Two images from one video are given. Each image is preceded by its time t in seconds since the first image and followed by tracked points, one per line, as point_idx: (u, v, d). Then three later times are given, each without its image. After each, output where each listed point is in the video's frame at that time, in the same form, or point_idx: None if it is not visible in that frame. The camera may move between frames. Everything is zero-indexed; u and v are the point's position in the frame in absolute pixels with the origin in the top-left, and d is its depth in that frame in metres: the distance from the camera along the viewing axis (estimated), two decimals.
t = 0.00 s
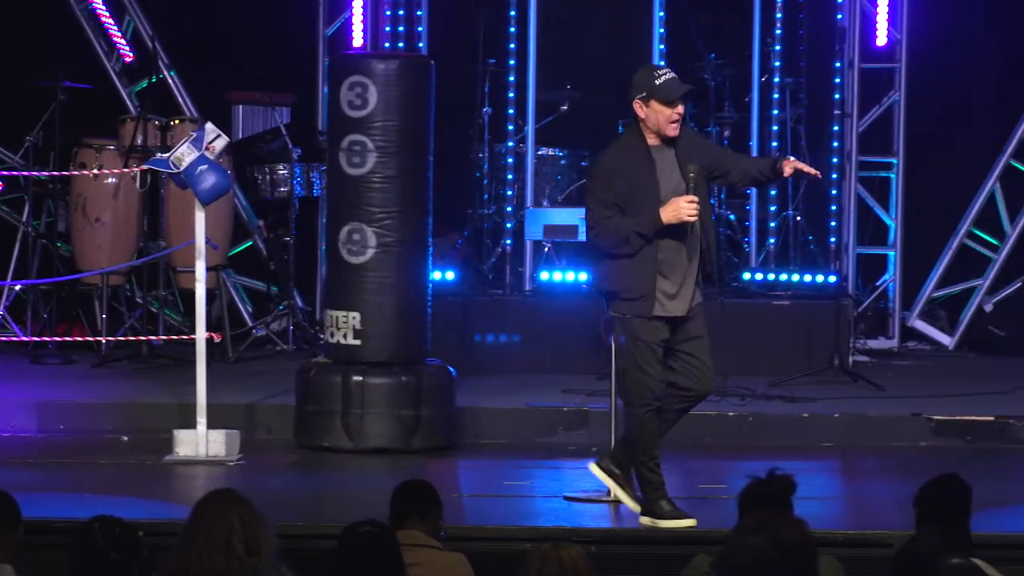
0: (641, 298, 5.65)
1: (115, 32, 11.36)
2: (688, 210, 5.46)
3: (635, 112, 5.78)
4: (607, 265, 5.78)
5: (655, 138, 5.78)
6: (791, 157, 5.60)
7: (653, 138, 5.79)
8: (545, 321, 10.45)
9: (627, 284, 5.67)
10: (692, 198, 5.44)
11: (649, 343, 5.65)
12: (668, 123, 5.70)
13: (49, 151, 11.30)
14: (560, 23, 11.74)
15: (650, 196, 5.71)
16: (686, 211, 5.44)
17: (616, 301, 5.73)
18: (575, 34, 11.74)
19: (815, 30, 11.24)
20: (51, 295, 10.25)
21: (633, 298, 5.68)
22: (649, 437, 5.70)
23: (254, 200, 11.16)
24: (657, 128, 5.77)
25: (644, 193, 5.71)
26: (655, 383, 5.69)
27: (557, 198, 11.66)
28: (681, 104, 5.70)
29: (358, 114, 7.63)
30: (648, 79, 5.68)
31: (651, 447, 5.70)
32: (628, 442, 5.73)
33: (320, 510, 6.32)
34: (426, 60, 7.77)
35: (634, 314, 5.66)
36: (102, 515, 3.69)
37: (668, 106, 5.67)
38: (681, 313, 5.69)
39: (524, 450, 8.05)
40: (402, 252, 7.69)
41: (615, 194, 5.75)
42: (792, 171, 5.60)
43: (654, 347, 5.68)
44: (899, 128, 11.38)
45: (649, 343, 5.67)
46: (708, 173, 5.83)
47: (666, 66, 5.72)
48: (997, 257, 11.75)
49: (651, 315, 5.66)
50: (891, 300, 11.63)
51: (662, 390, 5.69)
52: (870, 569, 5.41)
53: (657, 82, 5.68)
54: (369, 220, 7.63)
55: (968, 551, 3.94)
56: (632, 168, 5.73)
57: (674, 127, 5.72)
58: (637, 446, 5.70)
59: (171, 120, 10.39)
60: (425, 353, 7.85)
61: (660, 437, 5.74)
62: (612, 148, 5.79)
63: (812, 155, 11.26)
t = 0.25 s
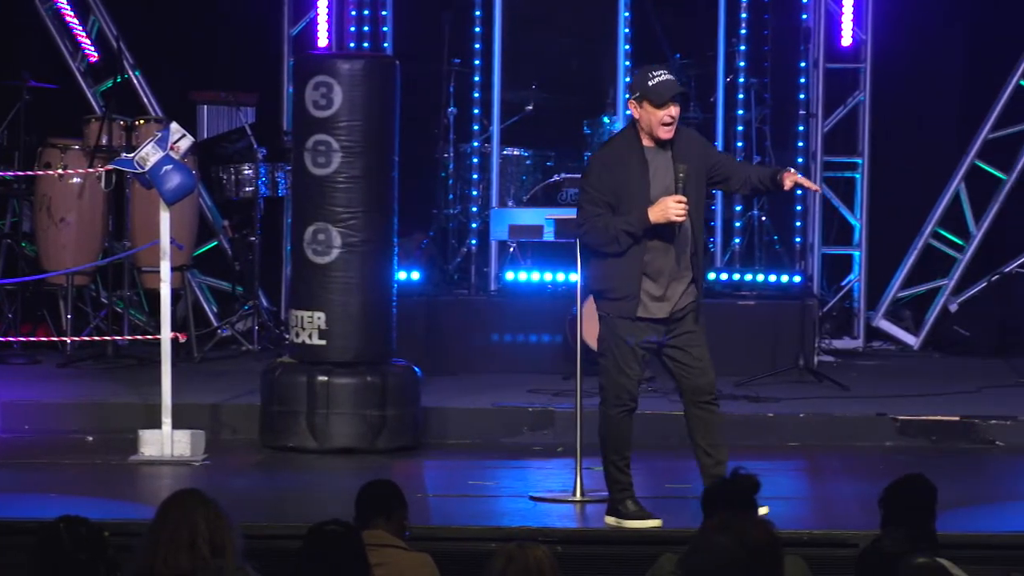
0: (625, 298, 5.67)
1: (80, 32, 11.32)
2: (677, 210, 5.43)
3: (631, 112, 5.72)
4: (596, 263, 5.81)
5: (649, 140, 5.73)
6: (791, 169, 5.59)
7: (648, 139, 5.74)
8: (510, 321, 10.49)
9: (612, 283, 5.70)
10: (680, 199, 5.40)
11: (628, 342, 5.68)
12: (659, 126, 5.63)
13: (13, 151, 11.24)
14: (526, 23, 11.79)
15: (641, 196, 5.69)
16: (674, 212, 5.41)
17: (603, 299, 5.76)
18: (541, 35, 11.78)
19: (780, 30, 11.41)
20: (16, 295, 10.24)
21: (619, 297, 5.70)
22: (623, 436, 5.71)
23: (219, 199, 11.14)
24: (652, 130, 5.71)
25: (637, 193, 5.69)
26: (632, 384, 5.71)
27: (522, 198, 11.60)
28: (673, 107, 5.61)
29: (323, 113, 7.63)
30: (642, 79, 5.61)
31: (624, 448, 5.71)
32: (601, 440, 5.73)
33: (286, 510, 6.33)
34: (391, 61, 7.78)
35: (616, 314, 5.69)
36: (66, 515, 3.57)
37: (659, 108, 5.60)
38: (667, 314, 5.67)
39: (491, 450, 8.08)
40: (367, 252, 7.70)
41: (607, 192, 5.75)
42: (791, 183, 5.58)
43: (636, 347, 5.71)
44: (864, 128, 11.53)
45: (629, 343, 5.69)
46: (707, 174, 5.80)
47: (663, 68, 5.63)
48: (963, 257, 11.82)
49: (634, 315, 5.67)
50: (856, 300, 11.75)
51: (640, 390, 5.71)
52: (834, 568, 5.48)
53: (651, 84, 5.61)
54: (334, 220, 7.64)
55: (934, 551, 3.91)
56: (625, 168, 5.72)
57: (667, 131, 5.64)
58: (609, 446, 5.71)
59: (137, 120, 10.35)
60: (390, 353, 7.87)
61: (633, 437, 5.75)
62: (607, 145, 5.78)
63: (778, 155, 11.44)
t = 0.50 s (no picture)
0: (620, 295, 5.72)
1: (46, 32, 11.27)
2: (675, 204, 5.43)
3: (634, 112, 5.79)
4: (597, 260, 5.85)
5: (649, 139, 5.78)
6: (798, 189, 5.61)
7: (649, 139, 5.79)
8: (477, 321, 10.52)
9: (609, 280, 5.75)
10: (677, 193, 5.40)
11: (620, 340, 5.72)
12: (655, 126, 5.67)
13: None
14: (493, 23, 11.81)
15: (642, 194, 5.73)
16: (670, 206, 5.40)
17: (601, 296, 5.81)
18: (508, 36, 11.82)
19: (747, 30, 11.49)
20: None
21: (615, 294, 5.74)
22: (605, 433, 5.75)
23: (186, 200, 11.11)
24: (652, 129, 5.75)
25: (638, 191, 5.73)
26: (621, 385, 5.74)
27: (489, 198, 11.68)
28: (668, 107, 5.64)
29: (289, 113, 7.64)
30: (641, 79, 5.68)
31: (605, 445, 5.76)
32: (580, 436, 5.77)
33: (253, 510, 6.34)
34: (357, 60, 7.80)
35: (612, 312, 5.73)
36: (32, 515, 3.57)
37: (653, 108, 5.65)
38: (661, 314, 5.70)
39: (458, 450, 8.12)
40: (334, 252, 7.72)
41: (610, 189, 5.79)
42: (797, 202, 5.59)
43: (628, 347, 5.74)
44: (832, 128, 11.62)
45: (622, 342, 5.73)
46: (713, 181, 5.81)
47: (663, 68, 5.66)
48: (929, 258, 11.92)
49: (627, 314, 5.71)
50: (823, 300, 11.85)
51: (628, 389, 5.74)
52: (801, 568, 5.54)
53: (648, 84, 5.66)
54: (301, 220, 7.65)
55: (899, 549, 3.97)
56: (626, 166, 5.76)
57: (663, 130, 5.67)
58: (589, 442, 5.75)
59: (103, 120, 10.32)
60: (357, 353, 7.88)
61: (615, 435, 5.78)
62: (612, 142, 5.83)
63: (744, 155, 11.45)
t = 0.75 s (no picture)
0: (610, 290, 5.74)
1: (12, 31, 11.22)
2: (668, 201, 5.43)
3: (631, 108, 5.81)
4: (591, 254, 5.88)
5: (646, 135, 5.80)
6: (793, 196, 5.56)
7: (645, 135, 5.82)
8: (445, 321, 10.55)
9: (601, 274, 5.77)
10: (669, 190, 5.40)
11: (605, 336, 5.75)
12: (652, 123, 5.69)
13: None
14: (461, 23, 11.85)
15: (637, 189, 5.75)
16: (663, 202, 5.41)
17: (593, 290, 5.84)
18: (476, 37, 11.85)
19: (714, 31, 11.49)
20: None
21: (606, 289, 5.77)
22: (586, 428, 5.81)
23: (153, 199, 11.09)
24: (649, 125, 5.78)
25: (634, 187, 5.75)
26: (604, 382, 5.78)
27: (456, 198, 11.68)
28: (665, 105, 5.66)
29: (256, 113, 7.65)
30: (638, 76, 5.68)
31: (586, 439, 5.82)
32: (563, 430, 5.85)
33: (221, 510, 6.35)
34: (324, 60, 7.82)
35: (602, 306, 5.76)
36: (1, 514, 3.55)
37: (649, 106, 5.67)
38: (649, 312, 5.72)
39: (427, 450, 8.15)
40: (302, 252, 7.73)
41: (606, 183, 5.82)
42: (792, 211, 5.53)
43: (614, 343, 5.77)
44: (800, 127, 11.70)
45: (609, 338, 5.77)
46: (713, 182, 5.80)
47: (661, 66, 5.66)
48: (896, 257, 12.07)
49: (617, 311, 5.73)
50: (790, 300, 11.95)
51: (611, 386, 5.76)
52: (768, 568, 5.62)
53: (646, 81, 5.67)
54: (269, 220, 7.66)
55: (867, 549, 4.03)
56: (623, 161, 5.79)
57: (660, 128, 5.69)
58: (570, 436, 5.82)
59: (70, 119, 10.29)
60: (325, 353, 7.90)
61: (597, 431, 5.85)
62: (612, 136, 5.85)
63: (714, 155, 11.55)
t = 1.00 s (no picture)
0: (579, 289, 5.80)
1: None
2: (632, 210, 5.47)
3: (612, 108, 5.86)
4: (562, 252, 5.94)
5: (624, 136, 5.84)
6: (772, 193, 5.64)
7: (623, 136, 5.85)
8: (412, 321, 10.58)
9: (570, 273, 5.83)
10: (633, 200, 5.44)
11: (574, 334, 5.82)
12: (628, 123, 5.73)
13: None
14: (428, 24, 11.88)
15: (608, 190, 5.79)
16: (626, 211, 5.46)
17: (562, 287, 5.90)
18: (445, 37, 11.88)
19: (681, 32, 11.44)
20: None
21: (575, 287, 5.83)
22: (558, 428, 5.87)
23: (120, 199, 11.08)
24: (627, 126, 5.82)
25: (606, 188, 5.80)
26: (573, 381, 5.83)
27: (424, 197, 11.79)
28: (641, 105, 5.70)
29: (223, 113, 7.66)
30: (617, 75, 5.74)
31: (559, 438, 5.88)
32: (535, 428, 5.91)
33: (189, 510, 6.36)
34: (292, 60, 7.83)
35: (571, 305, 5.82)
36: None
37: (624, 105, 5.71)
38: (618, 312, 5.78)
39: (395, 450, 8.19)
40: (269, 252, 7.74)
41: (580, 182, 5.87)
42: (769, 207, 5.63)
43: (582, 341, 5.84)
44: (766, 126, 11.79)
45: (578, 336, 5.83)
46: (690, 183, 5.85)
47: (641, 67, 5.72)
48: (863, 258, 12.21)
49: (585, 310, 5.80)
50: (758, 300, 12.04)
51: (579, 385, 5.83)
52: (737, 568, 5.67)
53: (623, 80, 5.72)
54: (236, 220, 7.67)
55: (832, 548, 4.10)
56: (596, 161, 5.83)
57: (636, 127, 5.73)
58: (542, 435, 5.88)
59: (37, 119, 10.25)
60: (292, 352, 7.92)
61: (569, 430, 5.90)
62: (589, 135, 5.89)
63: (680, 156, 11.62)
